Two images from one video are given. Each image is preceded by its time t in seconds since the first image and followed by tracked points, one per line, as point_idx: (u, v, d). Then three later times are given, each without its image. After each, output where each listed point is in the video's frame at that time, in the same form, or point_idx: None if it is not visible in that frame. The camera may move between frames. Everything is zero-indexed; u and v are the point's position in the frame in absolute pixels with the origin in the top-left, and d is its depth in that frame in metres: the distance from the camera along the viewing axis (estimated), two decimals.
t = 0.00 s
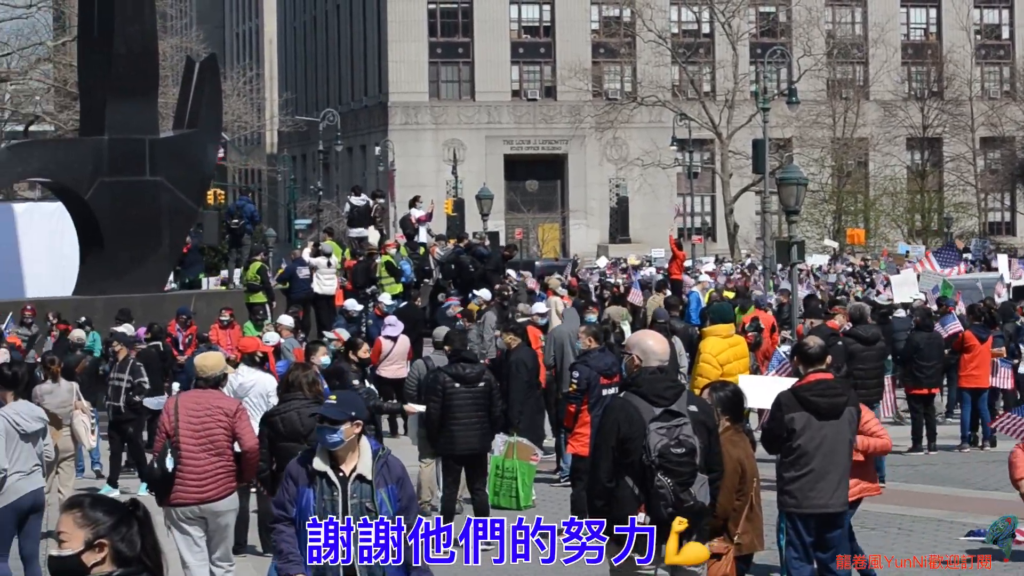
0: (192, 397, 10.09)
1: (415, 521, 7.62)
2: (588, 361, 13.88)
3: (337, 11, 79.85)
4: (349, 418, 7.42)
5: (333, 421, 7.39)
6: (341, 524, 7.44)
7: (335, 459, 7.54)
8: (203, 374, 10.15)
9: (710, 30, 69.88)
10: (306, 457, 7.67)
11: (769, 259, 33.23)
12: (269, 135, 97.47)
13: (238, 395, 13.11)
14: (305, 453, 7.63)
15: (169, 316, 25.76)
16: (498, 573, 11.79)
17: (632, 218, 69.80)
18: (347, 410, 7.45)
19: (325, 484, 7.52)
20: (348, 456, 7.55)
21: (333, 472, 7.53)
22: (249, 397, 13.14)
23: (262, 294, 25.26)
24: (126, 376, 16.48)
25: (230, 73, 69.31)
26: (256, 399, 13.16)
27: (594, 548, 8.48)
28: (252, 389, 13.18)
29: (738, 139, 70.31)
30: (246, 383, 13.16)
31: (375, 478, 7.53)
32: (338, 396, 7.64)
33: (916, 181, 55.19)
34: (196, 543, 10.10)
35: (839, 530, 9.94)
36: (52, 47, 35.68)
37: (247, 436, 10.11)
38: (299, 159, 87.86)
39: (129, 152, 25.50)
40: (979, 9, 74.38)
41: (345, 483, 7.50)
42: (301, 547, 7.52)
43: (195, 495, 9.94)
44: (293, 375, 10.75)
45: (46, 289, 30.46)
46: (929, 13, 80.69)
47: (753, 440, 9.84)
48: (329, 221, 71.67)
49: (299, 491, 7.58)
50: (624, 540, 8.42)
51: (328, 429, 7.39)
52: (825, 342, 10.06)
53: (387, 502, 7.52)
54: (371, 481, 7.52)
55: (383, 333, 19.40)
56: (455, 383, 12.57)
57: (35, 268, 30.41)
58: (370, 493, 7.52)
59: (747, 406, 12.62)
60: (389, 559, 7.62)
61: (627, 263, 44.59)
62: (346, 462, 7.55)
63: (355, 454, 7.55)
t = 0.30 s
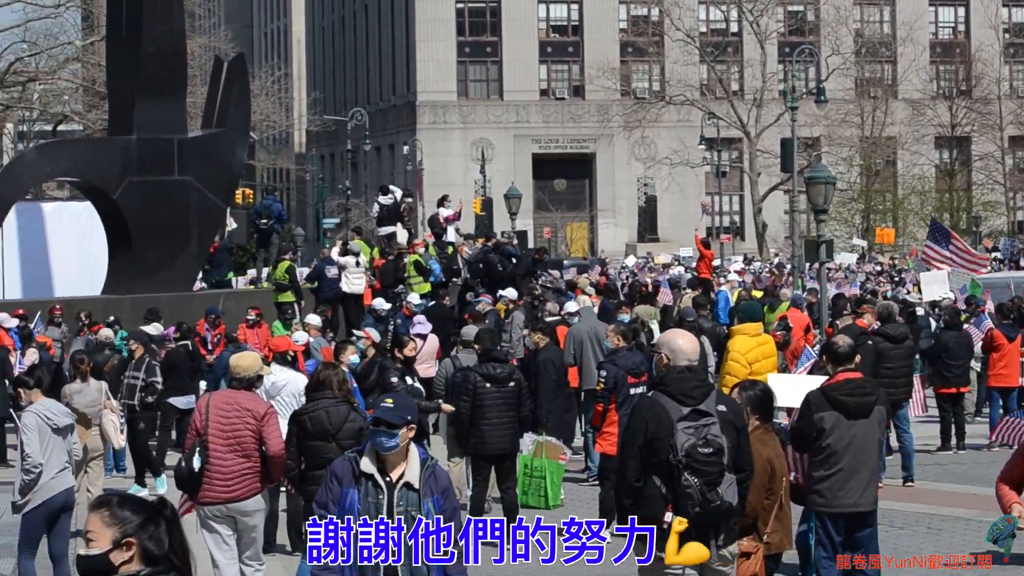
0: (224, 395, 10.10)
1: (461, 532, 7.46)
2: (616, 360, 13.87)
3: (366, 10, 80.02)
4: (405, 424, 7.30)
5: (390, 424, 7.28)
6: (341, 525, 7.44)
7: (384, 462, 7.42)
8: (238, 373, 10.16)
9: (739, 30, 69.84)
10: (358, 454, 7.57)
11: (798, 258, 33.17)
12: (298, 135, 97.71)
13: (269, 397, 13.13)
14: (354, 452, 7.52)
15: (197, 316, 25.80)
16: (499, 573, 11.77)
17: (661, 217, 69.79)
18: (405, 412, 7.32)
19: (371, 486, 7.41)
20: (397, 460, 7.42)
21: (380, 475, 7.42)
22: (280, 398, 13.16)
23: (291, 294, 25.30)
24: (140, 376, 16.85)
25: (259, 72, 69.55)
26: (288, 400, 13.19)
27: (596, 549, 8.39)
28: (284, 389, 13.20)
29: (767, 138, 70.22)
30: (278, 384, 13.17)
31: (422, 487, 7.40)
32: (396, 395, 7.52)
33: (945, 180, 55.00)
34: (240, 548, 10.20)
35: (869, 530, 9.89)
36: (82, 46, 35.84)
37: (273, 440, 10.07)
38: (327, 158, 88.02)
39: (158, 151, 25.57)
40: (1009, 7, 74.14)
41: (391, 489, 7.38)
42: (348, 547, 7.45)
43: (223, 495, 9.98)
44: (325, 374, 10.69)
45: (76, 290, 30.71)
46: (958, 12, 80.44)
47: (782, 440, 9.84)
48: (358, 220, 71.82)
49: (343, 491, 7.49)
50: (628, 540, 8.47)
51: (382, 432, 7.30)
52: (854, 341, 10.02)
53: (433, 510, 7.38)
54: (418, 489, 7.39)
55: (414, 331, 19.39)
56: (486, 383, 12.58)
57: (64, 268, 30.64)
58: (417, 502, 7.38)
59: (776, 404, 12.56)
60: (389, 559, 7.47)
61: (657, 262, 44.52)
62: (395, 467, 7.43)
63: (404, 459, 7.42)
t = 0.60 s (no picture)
0: (254, 395, 10.07)
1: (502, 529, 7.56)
2: (642, 360, 13.88)
3: (392, 10, 80.07)
4: (458, 423, 7.31)
5: (445, 422, 7.27)
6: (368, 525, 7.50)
7: (429, 460, 7.44)
8: (270, 374, 10.11)
9: (765, 29, 69.69)
10: (400, 451, 7.54)
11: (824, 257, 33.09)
12: (324, 135, 97.85)
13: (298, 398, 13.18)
14: (399, 451, 7.51)
15: (224, 315, 25.85)
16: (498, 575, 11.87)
17: (687, 217, 69.73)
18: (457, 412, 7.32)
19: (415, 485, 7.43)
20: (441, 459, 7.44)
21: (425, 474, 7.45)
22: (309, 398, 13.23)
23: (317, 294, 25.35)
24: (158, 378, 17.00)
25: (285, 72, 69.64)
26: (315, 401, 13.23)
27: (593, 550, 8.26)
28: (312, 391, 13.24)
29: (794, 138, 70.05)
30: (305, 385, 13.21)
31: (467, 486, 7.44)
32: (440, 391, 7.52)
33: (972, 179, 54.76)
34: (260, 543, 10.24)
35: (896, 529, 9.87)
36: (108, 46, 35.99)
37: (301, 443, 10.00)
38: (354, 157, 88.06)
39: (185, 151, 25.66)
40: None
41: (437, 488, 7.42)
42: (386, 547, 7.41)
43: (252, 494, 10.03)
44: (351, 372, 10.40)
45: (103, 290, 31.01)
46: (985, 11, 80.10)
47: (809, 441, 9.83)
48: (384, 220, 71.91)
49: (385, 490, 7.46)
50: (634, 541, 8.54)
51: (428, 431, 7.27)
52: (880, 341, 9.98)
53: (479, 509, 7.43)
54: (463, 488, 7.44)
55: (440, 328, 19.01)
56: (511, 385, 12.57)
57: (89, 269, 30.84)
58: (461, 501, 7.44)
59: (805, 404, 12.51)
60: (390, 560, 7.50)
61: (683, 261, 44.45)
62: (440, 465, 7.45)
63: (450, 458, 7.45)
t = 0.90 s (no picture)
0: (280, 394, 10.04)
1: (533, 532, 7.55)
2: (665, 359, 13.85)
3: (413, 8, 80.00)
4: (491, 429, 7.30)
5: (474, 428, 7.25)
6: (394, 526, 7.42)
7: (461, 467, 7.34)
8: (295, 371, 10.09)
9: (788, 27, 69.45)
10: (428, 459, 7.44)
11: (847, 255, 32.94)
12: (346, 133, 97.84)
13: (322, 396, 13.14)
14: (428, 460, 7.41)
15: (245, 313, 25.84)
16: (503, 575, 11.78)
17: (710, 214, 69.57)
18: (490, 418, 7.32)
19: (451, 496, 7.33)
20: (473, 465, 7.35)
21: (457, 481, 7.35)
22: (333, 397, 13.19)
23: (339, 292, 25.35)
24: (173, 378, 17.01)
25: (307, 70, 69.59)
26: (339, 400, 13.19)
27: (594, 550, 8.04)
28: (335, 390, 13.20)
29: (816, 137, 69.80)
30: (329, 383, 13.16)
31: (501, 490, 7.37)
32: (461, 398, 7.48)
33: (996, 178, 54.45)
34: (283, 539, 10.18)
35: (919, 528, 9.79)
36: (131, 44, 36.01)
37: (326, 443, 9.96)
38: (376, 156, 88.04)
39: (208, 149, 25.65)
40: None
41: (470, 495, 7.32)
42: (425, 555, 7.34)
43: (278, 493, 9.98)
44: (373, 372, 10.32)
45: (126, 288, 30.83)
46: (1009, 9, 79.74)
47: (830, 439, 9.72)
48: (406, 218, 71.83)
49: (416, 501, 7.35)
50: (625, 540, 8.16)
51: (460, 440, 7.23)
52: (902, 339, 9.89)
53: (512, 512, 7.39)
54: (495, 493, 7.36)
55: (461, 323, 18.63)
56: (532, 383, 12.50)
57: (112, 268, 30.79)
58: (495, 505, 7.36)
59: (828, 402, 12.44)
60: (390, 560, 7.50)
61: (705, 260, 44.29)
62: (473, 471, 7.36)
63: (483, 464, 7.36)
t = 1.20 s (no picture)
0: (310, 385, 10.04)
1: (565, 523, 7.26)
2: (690, 352, 13.73)
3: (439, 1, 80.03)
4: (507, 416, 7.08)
5: (487, 420, 7.03)
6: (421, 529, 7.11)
7: (483, 460, 7.11)
8: (322, 363, 10.12)
9: (813, 21, 69.31)
10: (449, 457, 7.20)
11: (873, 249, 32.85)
12: (372, 125, 98.00)
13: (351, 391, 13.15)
14: (449, 458, 7.17)
15: (271, 306, 25.86)
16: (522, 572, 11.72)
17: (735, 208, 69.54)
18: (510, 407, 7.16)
19: (474, 491, 7.07)
20: (496, 458, 7.12)
21: (481, 475, 7.11)
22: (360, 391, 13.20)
23: (364, 284, 25.38)
24: (196, 369, 17.10)
25: (333, 63, 69.70)
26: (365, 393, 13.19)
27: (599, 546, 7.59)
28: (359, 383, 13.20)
29: (841, 131, 69.66)
30: (355, 377, 13.17)
31: (527, 479, 7.13)
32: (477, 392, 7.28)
33: (1022, 173, 54.20)
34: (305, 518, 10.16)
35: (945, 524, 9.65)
36: (157, 35, 36.13)
37: (356, 434, 9.95)
38: (401, 148, 88.16)
39: (234, 141, 25.68)
40: None
41: (496, 487, 7.09)
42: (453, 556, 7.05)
43: (306, 485, 9.96)
44: (399, 364, 10.23)
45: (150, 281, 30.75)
46: None
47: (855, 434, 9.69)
48: (432, 211, 71.89)
49: (441, 501, 7.11)
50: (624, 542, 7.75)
51: (483, 431, 7.02)
52: (927, 333, 9.89)
53: (541, 504, 7.13)
54: (522, 483, 7.12)
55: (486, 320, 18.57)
56: (557, 377, 12.46)
57: (137, 259, 30.79)
58: (523, 496, 7.13)
59: (854, 396, 12.38)
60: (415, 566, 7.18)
61: (731, 253, 44.25)
62: (497, 464, 7.13)
63: (507, 455, 7.13)
